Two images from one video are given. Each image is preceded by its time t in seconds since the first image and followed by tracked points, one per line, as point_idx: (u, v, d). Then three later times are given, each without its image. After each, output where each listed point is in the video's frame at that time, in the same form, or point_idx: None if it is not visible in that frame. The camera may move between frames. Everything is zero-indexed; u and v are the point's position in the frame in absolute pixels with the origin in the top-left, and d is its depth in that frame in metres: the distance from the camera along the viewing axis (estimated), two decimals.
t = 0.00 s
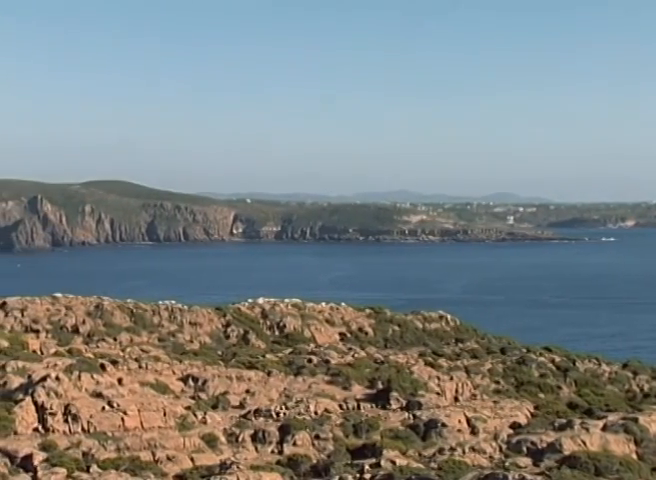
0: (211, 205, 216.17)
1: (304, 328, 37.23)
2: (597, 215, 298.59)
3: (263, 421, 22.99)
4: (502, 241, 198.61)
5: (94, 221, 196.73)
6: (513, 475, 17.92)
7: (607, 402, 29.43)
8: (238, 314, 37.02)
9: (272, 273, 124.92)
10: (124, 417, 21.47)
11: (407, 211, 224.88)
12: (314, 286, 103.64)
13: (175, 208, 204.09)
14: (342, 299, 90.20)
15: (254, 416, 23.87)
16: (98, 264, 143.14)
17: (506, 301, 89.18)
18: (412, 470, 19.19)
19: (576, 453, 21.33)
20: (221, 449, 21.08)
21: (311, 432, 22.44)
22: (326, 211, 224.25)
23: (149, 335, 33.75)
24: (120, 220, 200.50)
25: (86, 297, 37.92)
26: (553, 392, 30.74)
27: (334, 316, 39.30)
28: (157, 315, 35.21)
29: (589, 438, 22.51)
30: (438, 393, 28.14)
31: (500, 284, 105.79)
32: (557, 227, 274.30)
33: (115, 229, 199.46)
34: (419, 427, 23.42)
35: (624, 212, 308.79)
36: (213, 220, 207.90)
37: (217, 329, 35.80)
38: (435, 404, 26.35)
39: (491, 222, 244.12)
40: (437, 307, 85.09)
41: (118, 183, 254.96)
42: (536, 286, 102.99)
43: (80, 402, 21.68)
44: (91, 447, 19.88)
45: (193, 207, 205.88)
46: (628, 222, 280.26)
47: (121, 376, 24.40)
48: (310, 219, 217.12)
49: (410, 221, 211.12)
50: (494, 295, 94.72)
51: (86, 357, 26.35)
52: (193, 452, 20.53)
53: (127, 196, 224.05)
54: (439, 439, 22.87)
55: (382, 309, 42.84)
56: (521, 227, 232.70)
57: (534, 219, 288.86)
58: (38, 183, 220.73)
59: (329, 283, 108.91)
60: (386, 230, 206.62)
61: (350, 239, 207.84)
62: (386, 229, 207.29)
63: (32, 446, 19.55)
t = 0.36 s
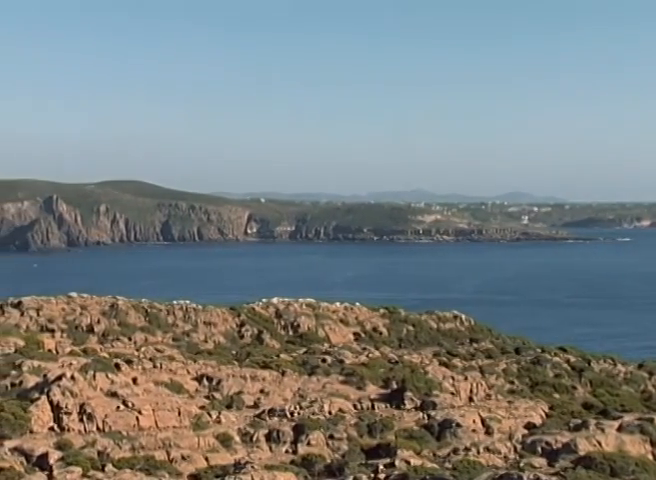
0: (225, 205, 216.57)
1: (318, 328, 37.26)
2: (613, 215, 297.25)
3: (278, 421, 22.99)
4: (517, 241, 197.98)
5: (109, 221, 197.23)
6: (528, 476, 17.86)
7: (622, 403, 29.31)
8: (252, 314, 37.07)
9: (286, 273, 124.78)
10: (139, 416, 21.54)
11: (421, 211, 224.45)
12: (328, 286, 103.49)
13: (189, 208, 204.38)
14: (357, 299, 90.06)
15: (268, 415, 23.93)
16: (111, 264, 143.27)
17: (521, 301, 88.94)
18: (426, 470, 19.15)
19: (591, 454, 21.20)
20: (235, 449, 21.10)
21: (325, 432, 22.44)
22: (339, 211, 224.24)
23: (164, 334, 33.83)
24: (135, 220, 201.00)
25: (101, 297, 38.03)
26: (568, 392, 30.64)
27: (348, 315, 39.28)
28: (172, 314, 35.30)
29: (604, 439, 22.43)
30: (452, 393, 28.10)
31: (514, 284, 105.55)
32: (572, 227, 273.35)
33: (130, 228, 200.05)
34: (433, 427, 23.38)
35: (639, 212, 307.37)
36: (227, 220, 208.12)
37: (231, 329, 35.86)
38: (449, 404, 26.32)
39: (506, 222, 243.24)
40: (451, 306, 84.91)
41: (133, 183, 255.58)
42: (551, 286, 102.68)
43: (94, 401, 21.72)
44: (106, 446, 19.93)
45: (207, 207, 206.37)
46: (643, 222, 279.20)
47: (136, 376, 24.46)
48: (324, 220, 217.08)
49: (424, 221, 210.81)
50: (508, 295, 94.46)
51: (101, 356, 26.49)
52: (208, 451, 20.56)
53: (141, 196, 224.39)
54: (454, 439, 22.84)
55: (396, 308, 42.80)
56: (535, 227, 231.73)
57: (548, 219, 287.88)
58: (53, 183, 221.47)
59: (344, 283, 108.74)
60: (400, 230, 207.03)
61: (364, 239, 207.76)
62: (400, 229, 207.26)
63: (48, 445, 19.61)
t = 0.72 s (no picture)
0: (238, 204, 216.77)
1: (331, 328, 37.26)
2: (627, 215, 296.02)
3: (290, 421, 23.00)
4: (530, 241, 197.43)
5: (122, 221, 197.49)
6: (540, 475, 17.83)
7: (635, 404, 29.21)
8: (264, 314, 37.11)
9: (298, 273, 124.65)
10: (151, 416, 21.60)
11: (434, 211, 224.14)
12: (340, 286, 103.36)
13: (202, 208, 204.68)
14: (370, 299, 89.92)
15: (280, 415, 23.96)
16: (124, 264, 143.37)
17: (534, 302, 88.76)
18: (439, 470, 19.12)
19: (604, 454, 21.15)
20: (247, 449, 21.11)
21: (337, 432, 22.46)
22: (352, 210, 224.16)
23: (176, 334, 33.90)
24: (148, 220, 201.45)
25: (114, 296, 38.11)
26: (581, 392, 30.56)
27: (361, 316, 39.27)
28: (184, 314, 35.35)
29: (618, 440, 22.38)
30: (465, 393, 28.08)
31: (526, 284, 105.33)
32: (585, 227, 272.43)
33: (143, 228, 200.47)
34: (446, 427, 23.36)
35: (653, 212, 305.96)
36: (239, 220, 208.17)
37: (244, 328, 35.88)
38: (462, 404, 26.29)
39: (518, 222, 242.46)
40: (464, 306, 84.78)
41: (145, 183, 255.83)
42: (564, 286, 102.45)
43: (108, 401, 21.79)
44: (119, 445, 19.97)
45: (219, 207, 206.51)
46: None
47: (148, 375, 24.51)
48: (337, 219, 216.94)
49: (437, 221, 210.67)
50: (521, 295, 94.28)
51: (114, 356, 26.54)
52: (220, 451, 20.59)
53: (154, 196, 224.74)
54: (466, 439, 22.80)
55: (408, 309, 42.79)
56: (549, 227, 230.84)
57: (561, 218, 286.95)
58: (67, 182, 221.94)
59: (356, 283, 108.59)
60: (413, 230, 206.79)
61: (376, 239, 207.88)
62: (412, 229, 207.19)
63: (62, 445, 19.66)
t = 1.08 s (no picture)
0: (256, 204, 217.12)
1: (349, 328, 37.25)
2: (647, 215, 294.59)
3: (308, 421, 22.99)
4: (549, 241, 196.75)
5: (141, 221, 197.87)
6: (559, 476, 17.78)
7: None
8: (283, 314, 37.17)
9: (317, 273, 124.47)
10: (170, 415, 21.67)
11: (453, 210, 223.88)
12: (360, 286, 103.14)
13: (221, 208, 205.10)
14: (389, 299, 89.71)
15: (299, 414, 24.03)
16: (142, 264, 143.52)
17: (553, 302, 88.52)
18: (458, 470, 19.09)
19: (625, 455, 21.01)
20: (266, 449, 21.10)
21: (356, 431, 22.48)
22: (370, 210, 224.14)
23: (195, 334, 33.98)
24: (167, 220, 202.03)
25: (133, 296, 38.25)
26: (601, 392, 30.42)
27: (379, 315, 39.28)
28: (203, 314, 35.44)
29: (638, 441, 22.29)
30: (484, 393, 28.02)
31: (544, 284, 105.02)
32: (605, 227, 271.31)
33: (162, 228, 200.94)
34: (465, 426, 23.30)
35: None
36: (258, 220, 208.41)
37: (262, 328, 35.91)
38: (480, 404, 26.23)
39: (538, 222, 241.71)
40: (483, 307, 84.56)
41: (164, 183, 256.38)
42: (584, 286, 102.09)
43: (127, 400, 21.83)
44: (139, 445, 20.04)
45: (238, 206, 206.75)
46: None
47: (167, 375, 24.57)
48: (355, 219, 216.74)
49: (456, 221, 210.65)
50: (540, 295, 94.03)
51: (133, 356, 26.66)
52: (239, 450, 20.62)
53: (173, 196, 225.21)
54: (485, 439, 22.77)
55: (427, 309, 42.77)
56: (568, 227, 229.91)
57: (581, 218, 285.85)
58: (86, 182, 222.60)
59: (374, 283, 108.36)
60: (431, 230, 206.52)
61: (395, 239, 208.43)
62: (431, 229, 206.97)
63: (82, 443, 19.74)
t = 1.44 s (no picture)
0: (272, 204, 217.46)
1: (365, 328, 37.24)
2: None
3: (324, 421, 23.00)
4: (566, 241, 196.23)
5: (158, 221, 198.43)
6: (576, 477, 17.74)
7: None
8: (299, 313, 37.19)
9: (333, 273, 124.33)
10: (187, 415, 21.74)
11: (469, 210, 223.66)
12: (376, 286, 103.01)
13: (237, 208, 205.48)
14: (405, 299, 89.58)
15: (315, 414, 24.03)
16: (158, 264, 143.79)
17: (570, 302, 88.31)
18: (474, 470, 19.04)
19: (642, 457, 20.93)
20: (282, 448, 21.12)
21: (372, 432, 22.47)
22: (387, 210, 224.13)
23: (211, 334, 34.02)
24: (184, 220, 202.59)
25: (149, 296, 38.34)
26: (618, 393, 30.29)
27: (395, 315, 39.24)
28: (220, 313, 35.51)
29: None
30: (500, 393, 27.99)
31: (561, 284, 104.69)
32: (622, 227, 270.44)
33: (178, 228, 201.46)
34: (481, 427, 23.27)
35: None
36: (274, 220, 208.66)
37: (278, 328, 35.94)
38: (497, 404, 26.20)
39: (555, 222, 240.96)
40: (500, 306, 84.39)
41: (180, 183, 256.79)
42: (601, 286, 101.76)
43: (144, 399, 21.90)
44: (156, 444, 20.09)
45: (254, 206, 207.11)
46: None
47: (184, 374, 24.60)
48: (371, 219, 216.74)
49: (472, 221, 210.40)
50: (557, 295, 93.78)
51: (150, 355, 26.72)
52: (255, 449, 20.65)
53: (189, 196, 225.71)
54: (502, 440, 22.69)
55: (443, 309, 42.72)
56: (585, 227, 228.99)
57: (598, 218, 285.05)
58: (103, 182, 223.24)
59: (391, 283, 108.19)
60: (448, 229, 206.27)
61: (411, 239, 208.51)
62: (447, 228, 206.71)
63: (98, 443, 19.80)
